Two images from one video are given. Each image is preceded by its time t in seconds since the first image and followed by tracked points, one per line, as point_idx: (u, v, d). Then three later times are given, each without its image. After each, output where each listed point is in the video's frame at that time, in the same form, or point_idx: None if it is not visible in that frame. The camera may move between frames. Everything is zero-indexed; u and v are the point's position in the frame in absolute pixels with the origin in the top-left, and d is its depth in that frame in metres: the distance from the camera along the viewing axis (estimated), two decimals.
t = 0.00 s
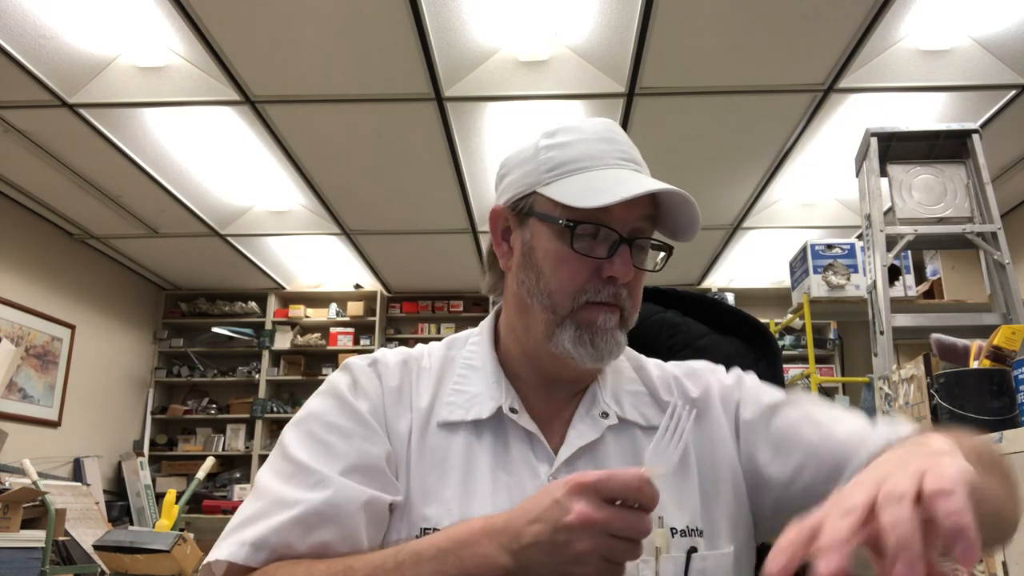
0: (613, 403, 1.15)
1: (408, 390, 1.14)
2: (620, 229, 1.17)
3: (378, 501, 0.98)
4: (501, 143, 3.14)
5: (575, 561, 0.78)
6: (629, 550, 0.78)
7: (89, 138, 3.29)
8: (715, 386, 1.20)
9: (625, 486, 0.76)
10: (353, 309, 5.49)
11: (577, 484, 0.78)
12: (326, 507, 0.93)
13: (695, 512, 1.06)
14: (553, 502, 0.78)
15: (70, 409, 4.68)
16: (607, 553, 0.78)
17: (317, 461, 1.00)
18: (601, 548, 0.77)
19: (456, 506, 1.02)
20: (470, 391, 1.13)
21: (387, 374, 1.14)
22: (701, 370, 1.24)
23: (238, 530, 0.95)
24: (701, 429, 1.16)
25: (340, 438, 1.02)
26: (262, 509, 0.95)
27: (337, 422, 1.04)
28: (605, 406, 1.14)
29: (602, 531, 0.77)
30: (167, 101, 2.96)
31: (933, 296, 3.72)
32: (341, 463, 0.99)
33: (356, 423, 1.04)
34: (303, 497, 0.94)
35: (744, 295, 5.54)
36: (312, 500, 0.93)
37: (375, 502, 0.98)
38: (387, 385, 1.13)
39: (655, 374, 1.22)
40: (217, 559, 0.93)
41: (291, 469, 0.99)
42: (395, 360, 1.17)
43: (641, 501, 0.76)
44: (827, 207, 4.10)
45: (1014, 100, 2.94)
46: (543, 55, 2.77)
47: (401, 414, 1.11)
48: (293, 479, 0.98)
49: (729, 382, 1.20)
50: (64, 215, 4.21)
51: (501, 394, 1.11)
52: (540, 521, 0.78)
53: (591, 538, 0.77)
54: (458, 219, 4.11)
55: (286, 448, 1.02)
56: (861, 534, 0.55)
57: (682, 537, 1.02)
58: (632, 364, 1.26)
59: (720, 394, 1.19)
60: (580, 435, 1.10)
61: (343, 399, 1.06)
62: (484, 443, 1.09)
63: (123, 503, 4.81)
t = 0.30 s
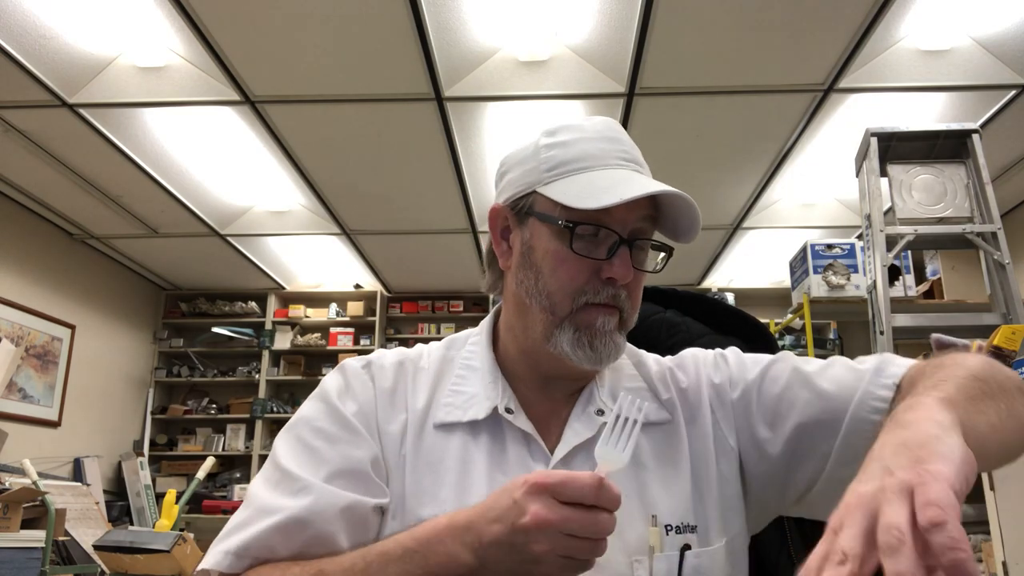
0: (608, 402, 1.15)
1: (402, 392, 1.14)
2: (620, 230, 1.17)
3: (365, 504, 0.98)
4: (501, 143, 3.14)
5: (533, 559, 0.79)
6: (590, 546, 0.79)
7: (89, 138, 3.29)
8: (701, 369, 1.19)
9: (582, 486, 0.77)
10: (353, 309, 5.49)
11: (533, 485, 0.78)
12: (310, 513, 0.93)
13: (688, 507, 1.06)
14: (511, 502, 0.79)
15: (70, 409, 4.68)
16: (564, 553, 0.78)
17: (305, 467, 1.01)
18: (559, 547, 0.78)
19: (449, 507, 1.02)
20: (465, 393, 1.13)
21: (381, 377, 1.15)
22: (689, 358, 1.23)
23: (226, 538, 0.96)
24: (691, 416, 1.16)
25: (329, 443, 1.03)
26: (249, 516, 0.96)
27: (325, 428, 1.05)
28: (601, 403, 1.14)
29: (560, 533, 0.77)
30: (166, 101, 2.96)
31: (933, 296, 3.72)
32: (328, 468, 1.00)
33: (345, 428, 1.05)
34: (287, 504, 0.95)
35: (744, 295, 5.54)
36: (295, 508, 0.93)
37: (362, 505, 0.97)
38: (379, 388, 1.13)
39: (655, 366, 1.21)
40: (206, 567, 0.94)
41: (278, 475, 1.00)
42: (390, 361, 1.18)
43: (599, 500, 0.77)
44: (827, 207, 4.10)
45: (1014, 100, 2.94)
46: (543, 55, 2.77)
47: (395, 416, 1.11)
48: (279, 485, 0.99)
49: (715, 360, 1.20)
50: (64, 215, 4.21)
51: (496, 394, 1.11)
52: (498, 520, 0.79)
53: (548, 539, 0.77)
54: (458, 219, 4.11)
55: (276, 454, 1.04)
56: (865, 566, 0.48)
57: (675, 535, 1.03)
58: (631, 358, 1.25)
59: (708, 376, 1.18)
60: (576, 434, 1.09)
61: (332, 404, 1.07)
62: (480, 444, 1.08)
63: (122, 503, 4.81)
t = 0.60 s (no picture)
0: (605, 401, 1.14)
1: (401, 392, 1.14)
2: (617, 232, 1.17)
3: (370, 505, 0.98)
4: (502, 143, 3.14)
5: None
6: None
7: (89, 138, 3.29)
8: (695, 369, 1.20)
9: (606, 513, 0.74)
10: (353, 309, 5.49)
11: (554, 505, 0.75)
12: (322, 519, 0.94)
13: (685, 506, 1.06)
14: (530, 523, 0.76)
15: (70, 409, 4.67)
16: None
17: (309, 468, 1.01)
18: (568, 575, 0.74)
19: (450, 507, 1.01)
20: (465, 394, 1.13)
21: (381, 378, 1.15)
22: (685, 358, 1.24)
23: (235, 541, 0.96)
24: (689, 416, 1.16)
25: (332, 444, 1.03)
26: (259, 520, 0.96)
27: (330, 429, 1.05)
28: (597, 403, 1.14)
29: (573, 559, 0.74)
30: (166, 101, 2.96)
31: (933, 296, 3.72)
32: (332, 469, 1.00)
33: (346, 429, 1.05)
34: (297, 508, 0.95)
35: (744, 295, 5.54)
36: (306, 511, 0.94)
37: (367, 505, 0.98)
38: (379, 388, 1.13)
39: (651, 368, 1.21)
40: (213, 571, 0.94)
41: (283, 478, 1.00)
42: (389, 362, 1.18)
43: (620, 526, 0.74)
44: (827, 207, 4.10)
45: (1014, 100, 2.94)
46: (543, 55, 2.77)
47: (395, 416, 1.11)
48: (284, 487, 0.99)
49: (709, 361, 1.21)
50: (63, 215, 4.21)
51: (495, 394, 1.11)
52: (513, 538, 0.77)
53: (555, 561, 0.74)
54: (458, 219, 4.11)
55: (279, 456, 1.04)
56: None
57: (673, 532, 1.03)
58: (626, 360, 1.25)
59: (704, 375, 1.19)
60: (572, 432, 1.09)
61: (333, 405, 1.07)
62: (479, 443, 1.08)
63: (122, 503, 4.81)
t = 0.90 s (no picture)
0: (607, 402, 1.15)
1: (406, 391, 1.14)
2: (610, 227, 1.17)
3: (380, 496, 0.98)
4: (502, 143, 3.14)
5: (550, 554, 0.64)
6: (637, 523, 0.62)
7: (89, 139, 3.29)
8: (712, 383, 1.18)
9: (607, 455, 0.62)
10: (353, 309, 5.49)
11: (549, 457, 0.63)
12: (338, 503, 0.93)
13: (688, 506, 1.06)
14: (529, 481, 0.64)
15: (70, 409, 4.67)
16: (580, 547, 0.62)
17: (321, 459, 1.00)
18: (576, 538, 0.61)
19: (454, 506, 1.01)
20: (466, 392, 1.13)
21: (385, 376, 1.15)
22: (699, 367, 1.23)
23: (252, 533, 0.94)
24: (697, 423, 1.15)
25: (343, 437, 1.03)
26: (275, 509, 0.95)
27: (340, 422, 1.04)
28: (599, 404, 1.14)
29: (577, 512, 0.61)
30: (166, 101, 2.96)
31: (933, 296, 3.72)
32: (344, 460, 0.99)
33: (355, 424, 1.05)
34: (312, 495, 0.94)
35: (744, 295, 5.54)
36: (322, 496, 0.93)
37: (377, 497, 0.97)
38: (384, 386, 1.13)
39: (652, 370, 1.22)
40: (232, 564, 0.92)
41: (295, 469, 0.99)
42: (392, 360, 1.18)
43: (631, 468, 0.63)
44: (827, 207, 4.10)
45: (1014, 100, 2.94)
46: (543, 55, 2.77)
47: (400, 413, 1.11)
48: (298, 479, 0.98)
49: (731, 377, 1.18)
50: (63, 215, 4.21)
51: (497, 393, 1.11)
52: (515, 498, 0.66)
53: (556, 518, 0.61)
54: (458, 219, 4.11)
55: (289, 449, 1.02)
56: None
57: (675, 533, 1.03)
58: (626, 361, 1.26)
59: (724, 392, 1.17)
60: (573, 433, 1.11)
61: (341, 400, 1.07)
62: (482, 440, 1.08)
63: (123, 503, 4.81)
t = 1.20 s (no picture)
0: (620, 404, 1.14)
1: (428, 376, 1.11)
2: (624, 227, 1.16)
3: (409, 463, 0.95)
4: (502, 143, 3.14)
5: (653, 535, 0.55)
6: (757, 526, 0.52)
7: (89, 138, 3.29)
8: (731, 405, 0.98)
9: (751, 438, 0.52)
10: (353, 309, 5.49)
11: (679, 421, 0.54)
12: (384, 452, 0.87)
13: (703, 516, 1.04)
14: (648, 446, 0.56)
15: (70, 409, 4.67)
16: (693, 532, 0.54)
17: (363, 412, 0.93)
18: (693, 520, 0.53)
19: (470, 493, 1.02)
20: (484, 385, 1.11)
21: (407, 356, 1.10)
22: (717, 386, 1.21)
23: (287, 474, 0.82)
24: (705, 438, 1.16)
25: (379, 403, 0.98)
26: (316, 452, 0.85)
27: (374, 388, 0.99)
28: (613, 406, 1.13)
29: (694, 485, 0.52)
30: (166, 101, 2.96)
31: (933, 296, 3.72)
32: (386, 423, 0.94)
33: (390, 395, 1.00)
34: (360, 439, 0.87)
35: (744, 295, 5.54)
36: (370, 440, 0.87)
37: (408, 464, 0.94)
38: (410, 366, 1.09)
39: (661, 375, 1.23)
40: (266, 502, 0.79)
41: (335, 419, 0.91)
42: (412, 344, 1.14)
43: (770, 467, 0.53)
44: (827, 207, 4.10)
45: (1014, 100, 2.94)
46: (543, 55, 2.77)
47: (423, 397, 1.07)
48: (338, 427, 0.90)
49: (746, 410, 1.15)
50: (64, 215, 4.21)
51: (514, 389, 1.10)
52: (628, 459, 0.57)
53: (673, 486, 0.53)
54: (458, 219, 4.11)
55: (321, 404, 0.94)
56: None
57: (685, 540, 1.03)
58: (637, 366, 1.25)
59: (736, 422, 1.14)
60: (587, 431, 1.10)
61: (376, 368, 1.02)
62: (498, 435, 1.08)
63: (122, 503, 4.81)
